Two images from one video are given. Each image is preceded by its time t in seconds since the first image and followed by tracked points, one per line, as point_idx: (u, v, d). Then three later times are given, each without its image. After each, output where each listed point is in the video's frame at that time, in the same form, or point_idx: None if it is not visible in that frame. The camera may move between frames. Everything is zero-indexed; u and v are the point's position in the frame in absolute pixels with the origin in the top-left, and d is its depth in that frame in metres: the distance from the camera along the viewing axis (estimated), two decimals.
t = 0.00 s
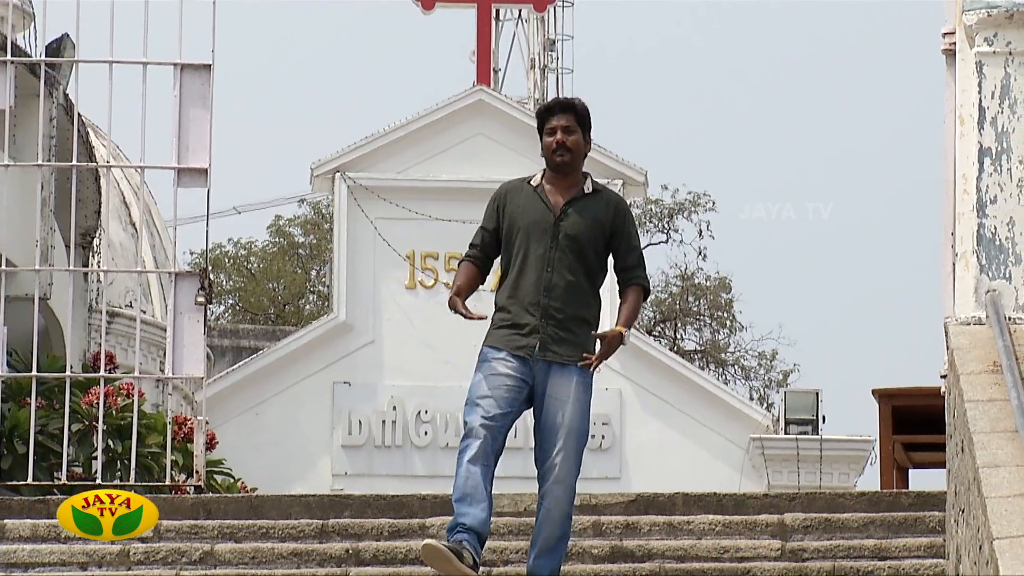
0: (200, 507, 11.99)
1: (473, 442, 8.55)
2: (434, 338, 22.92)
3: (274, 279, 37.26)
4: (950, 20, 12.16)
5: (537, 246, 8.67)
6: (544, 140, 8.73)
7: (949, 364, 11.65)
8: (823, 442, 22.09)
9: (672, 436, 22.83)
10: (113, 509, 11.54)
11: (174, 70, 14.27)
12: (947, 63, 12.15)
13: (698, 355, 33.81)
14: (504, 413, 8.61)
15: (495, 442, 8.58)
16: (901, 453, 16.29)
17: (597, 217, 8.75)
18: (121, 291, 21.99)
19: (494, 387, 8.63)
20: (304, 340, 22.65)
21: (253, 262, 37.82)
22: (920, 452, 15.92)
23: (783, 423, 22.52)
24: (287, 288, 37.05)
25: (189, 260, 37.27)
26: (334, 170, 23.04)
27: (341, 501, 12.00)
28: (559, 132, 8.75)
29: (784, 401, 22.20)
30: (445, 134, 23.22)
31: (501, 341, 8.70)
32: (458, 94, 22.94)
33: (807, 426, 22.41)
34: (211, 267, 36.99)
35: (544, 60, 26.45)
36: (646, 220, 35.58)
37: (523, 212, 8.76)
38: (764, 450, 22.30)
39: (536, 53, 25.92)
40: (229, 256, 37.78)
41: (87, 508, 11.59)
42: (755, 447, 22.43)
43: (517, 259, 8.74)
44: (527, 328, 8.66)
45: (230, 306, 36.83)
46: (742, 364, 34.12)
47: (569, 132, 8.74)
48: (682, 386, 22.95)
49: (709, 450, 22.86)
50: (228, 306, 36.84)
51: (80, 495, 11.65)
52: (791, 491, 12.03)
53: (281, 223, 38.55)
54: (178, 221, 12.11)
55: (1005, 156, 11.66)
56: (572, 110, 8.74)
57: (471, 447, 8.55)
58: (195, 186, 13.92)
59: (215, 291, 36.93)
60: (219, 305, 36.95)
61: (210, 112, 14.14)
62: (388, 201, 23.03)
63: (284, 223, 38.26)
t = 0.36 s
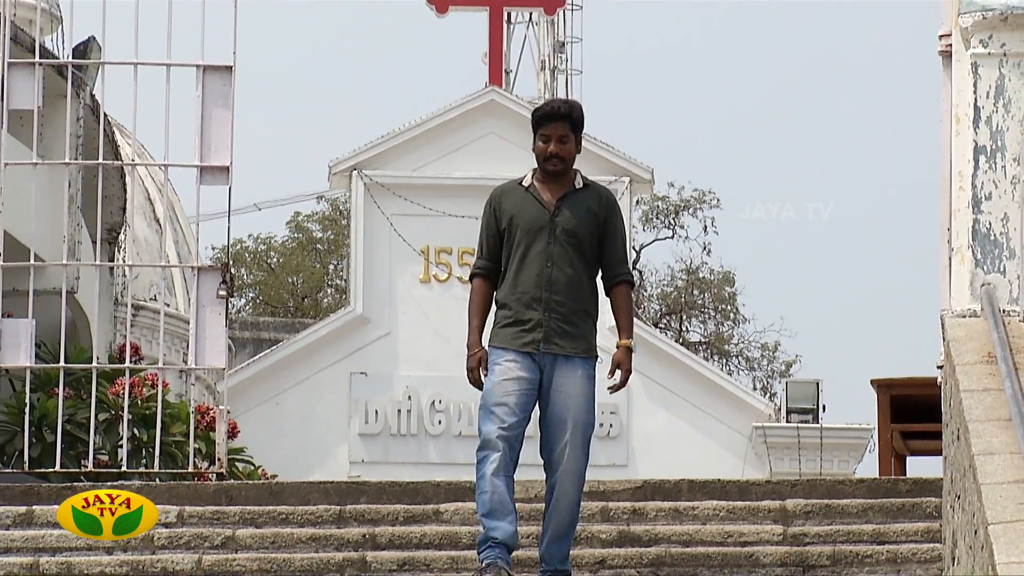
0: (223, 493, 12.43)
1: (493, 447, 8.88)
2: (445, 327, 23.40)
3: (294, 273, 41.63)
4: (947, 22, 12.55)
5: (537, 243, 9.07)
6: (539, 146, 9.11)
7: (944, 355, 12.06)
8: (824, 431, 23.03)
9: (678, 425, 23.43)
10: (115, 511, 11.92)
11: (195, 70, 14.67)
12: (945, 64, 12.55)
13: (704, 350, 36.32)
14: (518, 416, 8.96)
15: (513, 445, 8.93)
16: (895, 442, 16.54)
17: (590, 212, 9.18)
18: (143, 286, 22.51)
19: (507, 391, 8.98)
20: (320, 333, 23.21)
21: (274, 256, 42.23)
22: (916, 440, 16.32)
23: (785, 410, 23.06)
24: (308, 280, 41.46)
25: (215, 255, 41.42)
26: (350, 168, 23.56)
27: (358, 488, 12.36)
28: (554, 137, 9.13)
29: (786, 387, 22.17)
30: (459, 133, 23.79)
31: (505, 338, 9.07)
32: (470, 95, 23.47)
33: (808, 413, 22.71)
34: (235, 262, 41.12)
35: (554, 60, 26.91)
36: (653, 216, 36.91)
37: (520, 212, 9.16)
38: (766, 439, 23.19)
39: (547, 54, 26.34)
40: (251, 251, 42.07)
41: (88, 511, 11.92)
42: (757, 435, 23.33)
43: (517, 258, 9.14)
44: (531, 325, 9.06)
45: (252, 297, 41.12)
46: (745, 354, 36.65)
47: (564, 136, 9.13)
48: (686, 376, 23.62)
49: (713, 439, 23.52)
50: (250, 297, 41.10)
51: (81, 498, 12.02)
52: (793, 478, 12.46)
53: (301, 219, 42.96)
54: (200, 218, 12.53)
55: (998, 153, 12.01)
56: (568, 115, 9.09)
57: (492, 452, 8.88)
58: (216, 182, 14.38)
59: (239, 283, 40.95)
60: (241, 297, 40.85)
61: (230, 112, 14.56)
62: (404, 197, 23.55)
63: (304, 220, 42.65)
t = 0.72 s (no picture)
0: (238, 482, 12.85)
1: (486, 477, 9.47)
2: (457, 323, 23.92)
3: (307, 269, 43.90)
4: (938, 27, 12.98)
5: (509, 267, 9.62)
6: (508, 173, 9.69)
7: (936, 348, 12.49)
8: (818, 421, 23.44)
9: (679, 414, 23.99)
10: (115, 511, 12.28)
11: (213, 73, 15.11)
12: (936, 67, 13.00)
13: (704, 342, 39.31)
14: (505, 440, 9.52)
15: (506, 470, 9.50)
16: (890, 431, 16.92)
17: (559, 232, 9.73)
18: (161, 282, 22.97)
19: (491, 417, 9.52)
20: (334, 326, 23.62)
21: (289, 254, 44.60)
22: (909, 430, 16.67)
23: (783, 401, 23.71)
24: (320, 277, 43.70)
25: (231, 252, 43.69)
26: (362, 168, 24.10)
27: (369, 477, 12.81)
28: (521, 162, 9.72)
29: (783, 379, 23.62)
30: (469, 133, 24.39)
31: (488, 361, 9.61)
32: (479, 98, 24.05)
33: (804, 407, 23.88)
34: (250, 260, 43.53)
35: (560, 63, 27.39)
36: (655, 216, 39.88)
37: (491, 241, 9.73)
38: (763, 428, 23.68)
39: (552, 58, 26.82)
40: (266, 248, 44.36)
41: (88, 512, 12.30)
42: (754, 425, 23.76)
43: (493, 285, 9.71)
44: (510, 344, 9.58)
45: (266, 295, 43.42)
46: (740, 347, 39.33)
47: (531, 160, 9.71)
48: (689, 369, 24.11)
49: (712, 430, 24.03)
50: (264, 294, 43.44)
51: (83, 499, 12.38)
52: (789, 467, 12.88)
53: (313, 218, 45.03)
54: (216, 216, 12.99)
55: (988, 153, 12.60)
56: (530, 141, 9.69)
57: (486, 482, 9.47)
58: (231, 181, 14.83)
59: (254, 280, 43.41)
60: (256, 293, 43.41)
61: (247, 113, 15.00)
62: (414, 196, 24.12)
63: (316, 218, 44.87)
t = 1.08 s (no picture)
0: (253, 473, 13.25)
1: (488, 467, 9.90)
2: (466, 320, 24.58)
3: (319, 268, 44.64)
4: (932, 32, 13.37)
5: (498, 256, 10.04)
6: (495, 164, 10.06)
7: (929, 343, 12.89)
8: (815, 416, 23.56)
9: (679, 407, 24.61)
10: (115, 511, 12.37)
11: (229, 77, 15.52)
12: (931, 70, 13.40)
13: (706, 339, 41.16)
14: (505, 430, 9.95)
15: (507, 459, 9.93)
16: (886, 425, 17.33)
17: (546, 219, 10.12)
18: (177, 280, 23.38)
19: (489, 407, 9.96)
20: (346, 322, 24.29)
21: (303, 252, 45.50)
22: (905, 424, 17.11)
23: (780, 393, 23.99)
24: (332, 275, 44.48)
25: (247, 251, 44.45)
26: (373, 169, 24.71)
27: (380, 468, 13.20)
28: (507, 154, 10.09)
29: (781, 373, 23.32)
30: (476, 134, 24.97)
31: (485, 351, 10.03)
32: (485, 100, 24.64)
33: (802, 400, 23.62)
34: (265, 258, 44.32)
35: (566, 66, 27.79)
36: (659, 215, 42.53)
37: (480, 232, 10.16)
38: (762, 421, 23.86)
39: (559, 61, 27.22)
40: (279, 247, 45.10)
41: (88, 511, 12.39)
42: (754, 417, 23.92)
43: (485, 274, 10.12)
44: (503, 332, 9.99)
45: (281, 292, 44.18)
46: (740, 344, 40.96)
47: (516, 151, 10.08)
48: (688, 363, 24.77)
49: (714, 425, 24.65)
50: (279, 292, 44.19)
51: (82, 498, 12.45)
52: (788, 458, 13.27)
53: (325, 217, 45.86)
54: (231, 216, 13.37)
55: (981, 154, 12.97)
56: (516, 134, 10.04)
57: (489, 472, 9.89)
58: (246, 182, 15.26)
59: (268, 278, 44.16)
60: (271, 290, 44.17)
61: (262, 117, 15.40)
62: (423, 196, 24.71)
63: (329, 218, 45.82)
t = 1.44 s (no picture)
0: (264, 467, 13.58)
1: (491, 460, 10.21)
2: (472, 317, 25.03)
3: (328, 266, 45.13)
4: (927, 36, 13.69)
5: (499, 251, 10.37)
6: (495, 160, 10.41)
7: (923, 340, 13.21)
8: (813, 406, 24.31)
9: (680, 402, 24.88)
10: (115, 511, 12.71)
11: (240, 80, 15.86)
12: (924, 73, 13.73)
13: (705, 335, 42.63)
14: (507, 422, 10.29)
15: (510, 451, 10.24)
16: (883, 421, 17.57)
17: (545, 215, 10.46)
18: (190, 279, 23.75)
19: (493, 401, 10.31)
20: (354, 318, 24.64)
21: (311, 251, 46.07)
22: (900, 418, 17.38)
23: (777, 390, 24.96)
24: (340, 273, 44.97)
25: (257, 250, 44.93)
26: (381, 170, 25.13)
27: (388, 461, 13.53)
28: (505, 150, 10.46)
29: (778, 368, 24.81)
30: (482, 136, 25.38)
31: (488, 345, 10.36)
32: (491, 103, 24.98)
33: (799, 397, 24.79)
34: (275, 257, 44.81)
35: (567, 70, 28.15)
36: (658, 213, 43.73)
37: (482, 228, 10.50)
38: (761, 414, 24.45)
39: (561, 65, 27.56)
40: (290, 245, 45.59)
41: (87, 510, 12.75)
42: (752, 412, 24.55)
43: (486, 270, 10.46)
44: (505, 326, 10.32)
45: (290, 290, 44.68)
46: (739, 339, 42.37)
47: (515, 147, 10.43)
48: (688, 360, 25.06)
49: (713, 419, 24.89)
50: (289, 290, 44.68)
51: (81, 497, 12.80)
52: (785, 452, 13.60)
53: (334, 217, 46.39)
54: (243, 216, 13.71)
55: (974, 155, 13.30)
56: (512, 128, 10.42)
57: (492, 464, 10.20)
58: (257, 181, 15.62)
59: (278, 276, 44.64)
60: (281, 288, 44.66)
61: (272, 119, 15.74)
62: (430, 196, 25.17)
63: (338, 218, 46.35)
